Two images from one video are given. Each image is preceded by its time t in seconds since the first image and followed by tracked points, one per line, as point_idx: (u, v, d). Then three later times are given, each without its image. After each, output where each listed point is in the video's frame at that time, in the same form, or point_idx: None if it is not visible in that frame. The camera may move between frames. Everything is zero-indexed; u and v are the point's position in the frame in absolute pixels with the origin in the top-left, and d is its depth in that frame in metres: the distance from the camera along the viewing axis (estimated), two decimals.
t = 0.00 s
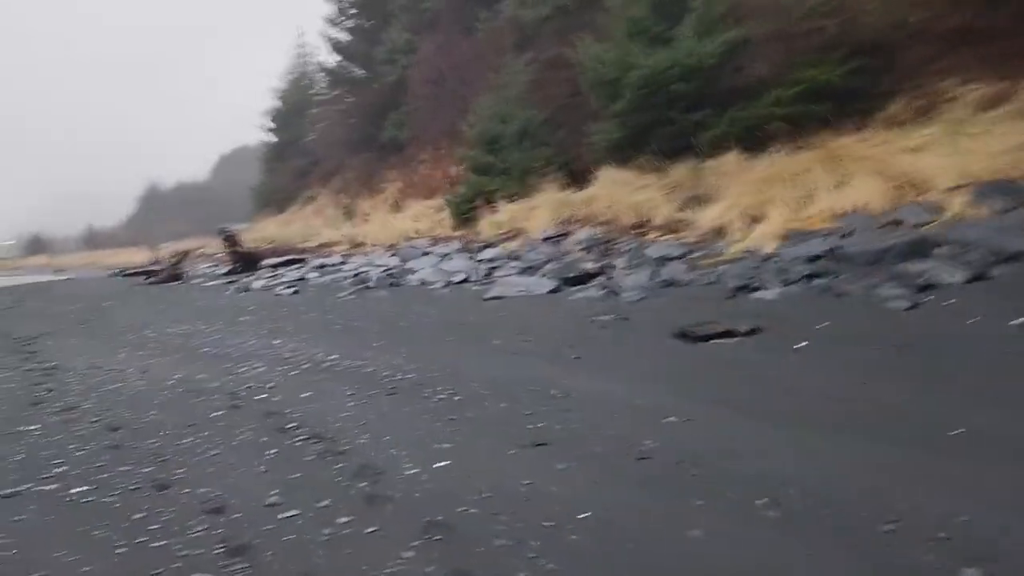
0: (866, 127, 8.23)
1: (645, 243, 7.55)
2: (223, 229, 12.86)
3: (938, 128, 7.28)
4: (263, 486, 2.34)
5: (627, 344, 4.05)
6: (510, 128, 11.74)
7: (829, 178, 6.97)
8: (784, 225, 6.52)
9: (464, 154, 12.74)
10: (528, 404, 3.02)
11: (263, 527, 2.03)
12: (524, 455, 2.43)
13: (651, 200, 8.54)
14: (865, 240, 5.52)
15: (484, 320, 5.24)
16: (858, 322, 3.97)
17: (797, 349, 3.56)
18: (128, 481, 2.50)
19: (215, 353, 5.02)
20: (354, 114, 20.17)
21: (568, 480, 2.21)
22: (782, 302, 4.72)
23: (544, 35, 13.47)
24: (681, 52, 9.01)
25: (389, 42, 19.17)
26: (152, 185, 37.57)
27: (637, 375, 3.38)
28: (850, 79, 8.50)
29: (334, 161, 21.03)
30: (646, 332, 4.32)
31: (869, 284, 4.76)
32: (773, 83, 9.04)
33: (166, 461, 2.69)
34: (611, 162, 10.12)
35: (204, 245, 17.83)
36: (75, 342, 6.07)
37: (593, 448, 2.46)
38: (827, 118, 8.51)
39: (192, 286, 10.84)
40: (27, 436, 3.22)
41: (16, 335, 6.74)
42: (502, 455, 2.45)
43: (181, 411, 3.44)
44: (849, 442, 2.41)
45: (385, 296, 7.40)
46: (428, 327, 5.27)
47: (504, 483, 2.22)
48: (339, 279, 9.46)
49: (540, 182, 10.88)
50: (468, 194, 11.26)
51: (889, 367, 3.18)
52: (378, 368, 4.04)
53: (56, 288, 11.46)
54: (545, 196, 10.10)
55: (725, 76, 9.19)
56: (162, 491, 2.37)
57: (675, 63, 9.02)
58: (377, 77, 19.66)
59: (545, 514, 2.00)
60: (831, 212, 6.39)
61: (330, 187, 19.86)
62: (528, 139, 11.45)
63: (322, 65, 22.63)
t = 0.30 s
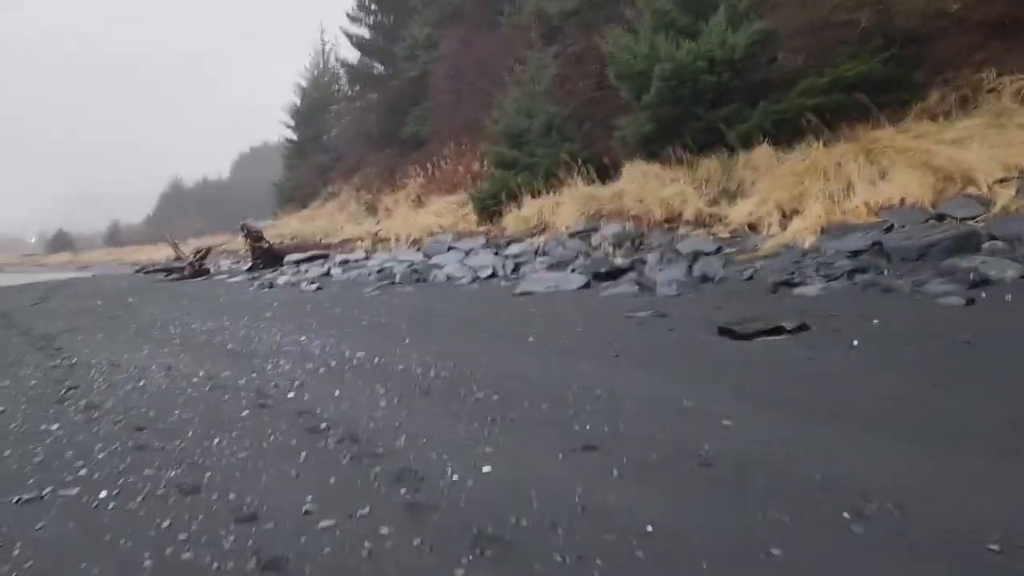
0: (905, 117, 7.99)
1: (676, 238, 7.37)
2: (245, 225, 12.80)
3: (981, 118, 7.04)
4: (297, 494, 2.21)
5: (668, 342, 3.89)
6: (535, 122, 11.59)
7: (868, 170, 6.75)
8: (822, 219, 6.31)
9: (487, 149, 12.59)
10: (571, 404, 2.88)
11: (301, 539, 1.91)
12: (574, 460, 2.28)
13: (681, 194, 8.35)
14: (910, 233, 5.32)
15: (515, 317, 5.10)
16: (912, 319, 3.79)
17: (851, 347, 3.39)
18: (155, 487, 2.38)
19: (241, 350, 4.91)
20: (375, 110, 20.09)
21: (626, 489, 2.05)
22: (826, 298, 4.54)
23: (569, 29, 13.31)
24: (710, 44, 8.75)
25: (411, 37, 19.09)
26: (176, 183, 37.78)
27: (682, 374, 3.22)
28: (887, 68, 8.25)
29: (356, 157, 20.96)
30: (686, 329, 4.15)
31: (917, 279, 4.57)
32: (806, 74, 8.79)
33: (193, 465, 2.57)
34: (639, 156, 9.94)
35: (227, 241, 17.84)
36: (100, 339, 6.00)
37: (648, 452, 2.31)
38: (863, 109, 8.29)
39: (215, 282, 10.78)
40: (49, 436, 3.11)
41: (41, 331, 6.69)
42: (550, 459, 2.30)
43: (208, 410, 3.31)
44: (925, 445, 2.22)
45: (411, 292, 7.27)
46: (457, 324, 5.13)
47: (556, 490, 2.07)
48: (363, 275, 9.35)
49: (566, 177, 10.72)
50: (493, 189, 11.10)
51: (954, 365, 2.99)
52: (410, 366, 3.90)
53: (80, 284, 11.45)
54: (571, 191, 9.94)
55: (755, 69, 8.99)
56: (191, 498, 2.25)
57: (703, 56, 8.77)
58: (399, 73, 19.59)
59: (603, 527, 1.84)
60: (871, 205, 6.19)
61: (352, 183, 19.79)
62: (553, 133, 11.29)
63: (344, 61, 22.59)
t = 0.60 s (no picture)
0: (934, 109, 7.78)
1: (698, 232, 7.20)
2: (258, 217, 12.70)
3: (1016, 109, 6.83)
4: (323, 505, 2.09)
5: (701, 342, 3.73)
6: (552, 114, 11.43)
7: (899, 163, 6.56)
8: (852, 214, 6.13)
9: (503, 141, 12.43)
10: (607, 409, 2.73)
11: (329, 558, 1.78)
12: (619, 473, 2.14)
13: (703, 187, 8.17)
14: (946, 228, 5.13)
15: (537, 314, 4.96)
16: (956, 319, 3.62)
17: (897, 348, 3.23)
18: (169, 495, 2.25)
19: (257, 345, 4.79)
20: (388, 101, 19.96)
21: (679, 511, 1.91)
22: (862, 296, 4.37)
23: (586, 19, 13.13)
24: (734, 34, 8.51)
25: (425, 28, 18.93)
26: (188, 175, 37.76)
27: (721, 376, 3.07)
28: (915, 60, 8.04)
29: (369, 149, 20.84)
30: (719, 328, 4.00)
31: (957, 276, 4.39)
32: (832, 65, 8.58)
33: (210, 471, 2.44)
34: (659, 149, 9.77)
35: (239, 233, 17.76)
36: (113, 333, 5.88)
37: (700, 466, 2.16)
38: (890, 101, 8.08)
39: (228, 275, 10.68)
40: (60, 437, 2.99)
41: (53, 324, 6.58)
42: (592, 470, 2.16)
43: (225, 411, 3.18)
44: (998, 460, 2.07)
45: (428, 286, 7.14)
46: (479, 320, 4.99)
47: (604, 508, 1.93)
48: (377, 269, 9.22)
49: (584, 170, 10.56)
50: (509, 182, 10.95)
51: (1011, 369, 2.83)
52: (434, 365, 3.76)
53: (93, 276, 11.37)
54: (589, 184, 9.77)
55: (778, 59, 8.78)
56: (207, 509, 2.12)
57: (726, 46, 8.53)
58: (412, 64, 19.44)
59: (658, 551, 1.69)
60: (904, 200, 6.00)
61: (365, 175, 19.68)
62: (570, 125, 11.12)
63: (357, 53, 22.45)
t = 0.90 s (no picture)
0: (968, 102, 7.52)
1: (723, 225, 6.99)
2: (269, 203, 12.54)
3: None
4: (343, 510, 1.91)
5: (738, 339, 3.55)
6: (570, 103, 11.23)
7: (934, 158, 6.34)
8: (886, 209, 5.91)
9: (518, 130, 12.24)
10: (644, 409, 2.55)
11: (354, 572, 1.60)
12: (666, 480, 1.95)
13: (726, 179, 7.95)
14: (988, 224, 4.91)
15: (560, 306, 4.78)
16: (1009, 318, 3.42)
17: (953, 350, 3.03)
18: (179, 493, 2.08)
19: (269, 333, 4.62)
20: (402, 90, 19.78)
21: (742, 524, 1.71)
22: (903, 294, 4.17)
23: (606, 8, 12.90)
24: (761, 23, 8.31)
25: (440, 16, 18.72)
26: (198, 160, 37.65)
27: (762, 377, 2.89)
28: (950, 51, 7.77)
29: (381, 137, 20.65)
30: (754, 325, 3.81)
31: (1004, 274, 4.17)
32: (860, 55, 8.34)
33: (221, 467, 2.27)
34: (680, 140, 9.56)
35: (249, 220, 17.61)
36: (119, 318, 5.72)
37: (756, 475, 1.96)
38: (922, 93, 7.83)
39: (238, 261, 10.52)
40: (62, 426, 2.82)
41: (61, 308, 6.44)
42: (638, 478, 1.97)
43: (236, 401, 3.01)
44: None
45: (443, 276, 6.97)
46: (500, 311, 4.82)
47: (654, 522, 1.74)
48: (390, 257, 9.06)
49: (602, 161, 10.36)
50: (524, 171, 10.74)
51: None
52: (454, 358, 3.58)
53: (102, 260, 11.24)
54: (607, 175, 9.57)
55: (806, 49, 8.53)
56: (220, 510, 1.95)
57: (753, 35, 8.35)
58: (427, 52, 19.24)
59: None
60: (941, 195, 5.78)
61: (376, 164, 19.51)
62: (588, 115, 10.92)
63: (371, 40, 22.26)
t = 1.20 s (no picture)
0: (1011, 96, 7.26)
1: (755, 221, 6.77)
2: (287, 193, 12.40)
3: None
4: (377, 529, 1.74)
5: (786, 342, 3.35)
6: (594, 95, 11.01)
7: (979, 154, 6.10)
8: (929, 206, 5.68)
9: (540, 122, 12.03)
10: (697, 419, 2.37)
11: None
12: (733, 503, 1.77)
13: (757, 173, 7.72)
14: None
15: (590, 303, 4.60)
16: None
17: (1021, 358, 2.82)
18: (198, 505, 1.92)
19: (289, 328, 4.46)
20: (421, 81, 19.61)
21: (825, 557, 1.52)
22: (956, 296, 3.96)
23: None
24: (796, 13, 8.09)
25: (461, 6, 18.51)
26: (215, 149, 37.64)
27: (818, 385, 2.69)
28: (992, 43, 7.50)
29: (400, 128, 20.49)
30: (799, 326, 3.62)
31: None
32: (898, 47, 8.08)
33: (243, 475, 2.11)
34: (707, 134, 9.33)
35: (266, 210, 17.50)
36: (136, 308, 5.59)
37: (834, 499, 1.77)
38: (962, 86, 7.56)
39: (256, 251, 10.39)
40: (76, 425, 2.67)
41: (77, 297, 6.31)
42: (701, 500, 1.79)
43: (258, 401, 2.85)
44: None
45: (466, 269, 6.80)
46: (527, 308, 4.64)
47: (725, 552, 1.56)
48: (410, 249, 8.89)
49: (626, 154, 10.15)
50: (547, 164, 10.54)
51: None
52: (485, 359, 3.40)
53: (119, 248, 11.14)
54: (632, 168, 9.36)
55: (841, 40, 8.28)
56: (242, 526, 1.78)
57: (787, 25, 8.14)
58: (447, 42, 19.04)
59: None
60: (987, 193, 5.55)
61: (394, 155, 19.36)
62: (613, 107, 10.70)
63: (390, 29, 22.08)
